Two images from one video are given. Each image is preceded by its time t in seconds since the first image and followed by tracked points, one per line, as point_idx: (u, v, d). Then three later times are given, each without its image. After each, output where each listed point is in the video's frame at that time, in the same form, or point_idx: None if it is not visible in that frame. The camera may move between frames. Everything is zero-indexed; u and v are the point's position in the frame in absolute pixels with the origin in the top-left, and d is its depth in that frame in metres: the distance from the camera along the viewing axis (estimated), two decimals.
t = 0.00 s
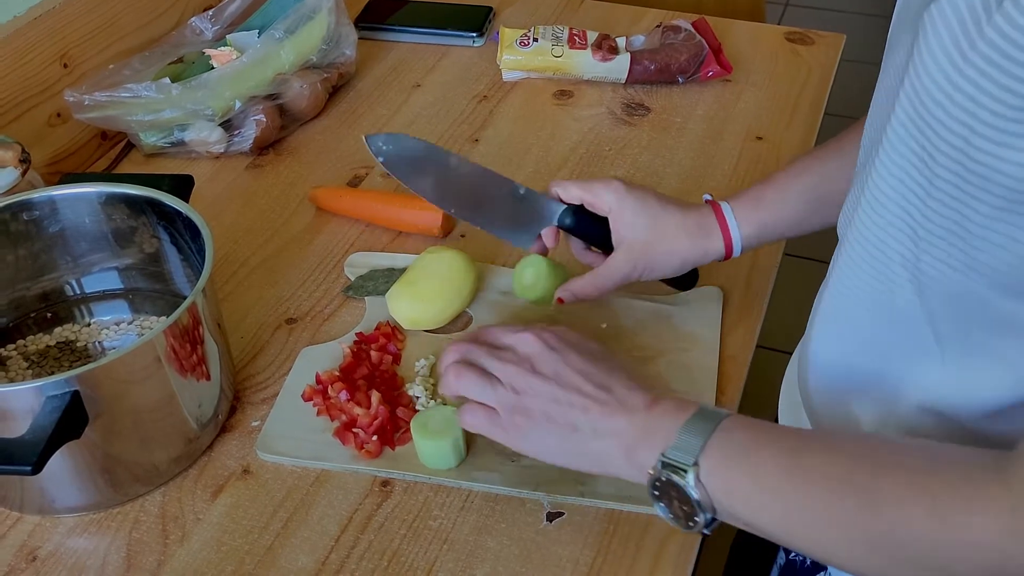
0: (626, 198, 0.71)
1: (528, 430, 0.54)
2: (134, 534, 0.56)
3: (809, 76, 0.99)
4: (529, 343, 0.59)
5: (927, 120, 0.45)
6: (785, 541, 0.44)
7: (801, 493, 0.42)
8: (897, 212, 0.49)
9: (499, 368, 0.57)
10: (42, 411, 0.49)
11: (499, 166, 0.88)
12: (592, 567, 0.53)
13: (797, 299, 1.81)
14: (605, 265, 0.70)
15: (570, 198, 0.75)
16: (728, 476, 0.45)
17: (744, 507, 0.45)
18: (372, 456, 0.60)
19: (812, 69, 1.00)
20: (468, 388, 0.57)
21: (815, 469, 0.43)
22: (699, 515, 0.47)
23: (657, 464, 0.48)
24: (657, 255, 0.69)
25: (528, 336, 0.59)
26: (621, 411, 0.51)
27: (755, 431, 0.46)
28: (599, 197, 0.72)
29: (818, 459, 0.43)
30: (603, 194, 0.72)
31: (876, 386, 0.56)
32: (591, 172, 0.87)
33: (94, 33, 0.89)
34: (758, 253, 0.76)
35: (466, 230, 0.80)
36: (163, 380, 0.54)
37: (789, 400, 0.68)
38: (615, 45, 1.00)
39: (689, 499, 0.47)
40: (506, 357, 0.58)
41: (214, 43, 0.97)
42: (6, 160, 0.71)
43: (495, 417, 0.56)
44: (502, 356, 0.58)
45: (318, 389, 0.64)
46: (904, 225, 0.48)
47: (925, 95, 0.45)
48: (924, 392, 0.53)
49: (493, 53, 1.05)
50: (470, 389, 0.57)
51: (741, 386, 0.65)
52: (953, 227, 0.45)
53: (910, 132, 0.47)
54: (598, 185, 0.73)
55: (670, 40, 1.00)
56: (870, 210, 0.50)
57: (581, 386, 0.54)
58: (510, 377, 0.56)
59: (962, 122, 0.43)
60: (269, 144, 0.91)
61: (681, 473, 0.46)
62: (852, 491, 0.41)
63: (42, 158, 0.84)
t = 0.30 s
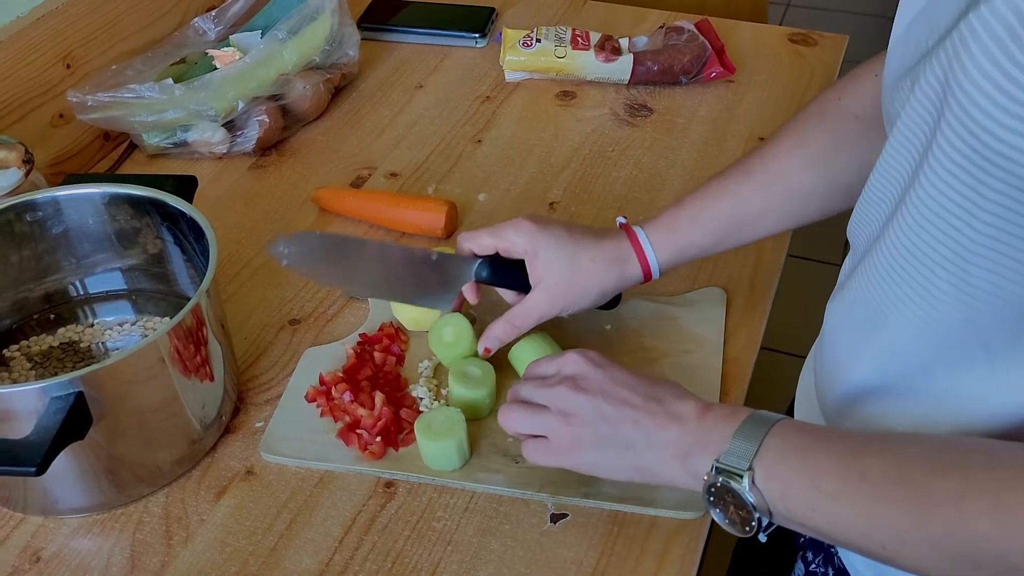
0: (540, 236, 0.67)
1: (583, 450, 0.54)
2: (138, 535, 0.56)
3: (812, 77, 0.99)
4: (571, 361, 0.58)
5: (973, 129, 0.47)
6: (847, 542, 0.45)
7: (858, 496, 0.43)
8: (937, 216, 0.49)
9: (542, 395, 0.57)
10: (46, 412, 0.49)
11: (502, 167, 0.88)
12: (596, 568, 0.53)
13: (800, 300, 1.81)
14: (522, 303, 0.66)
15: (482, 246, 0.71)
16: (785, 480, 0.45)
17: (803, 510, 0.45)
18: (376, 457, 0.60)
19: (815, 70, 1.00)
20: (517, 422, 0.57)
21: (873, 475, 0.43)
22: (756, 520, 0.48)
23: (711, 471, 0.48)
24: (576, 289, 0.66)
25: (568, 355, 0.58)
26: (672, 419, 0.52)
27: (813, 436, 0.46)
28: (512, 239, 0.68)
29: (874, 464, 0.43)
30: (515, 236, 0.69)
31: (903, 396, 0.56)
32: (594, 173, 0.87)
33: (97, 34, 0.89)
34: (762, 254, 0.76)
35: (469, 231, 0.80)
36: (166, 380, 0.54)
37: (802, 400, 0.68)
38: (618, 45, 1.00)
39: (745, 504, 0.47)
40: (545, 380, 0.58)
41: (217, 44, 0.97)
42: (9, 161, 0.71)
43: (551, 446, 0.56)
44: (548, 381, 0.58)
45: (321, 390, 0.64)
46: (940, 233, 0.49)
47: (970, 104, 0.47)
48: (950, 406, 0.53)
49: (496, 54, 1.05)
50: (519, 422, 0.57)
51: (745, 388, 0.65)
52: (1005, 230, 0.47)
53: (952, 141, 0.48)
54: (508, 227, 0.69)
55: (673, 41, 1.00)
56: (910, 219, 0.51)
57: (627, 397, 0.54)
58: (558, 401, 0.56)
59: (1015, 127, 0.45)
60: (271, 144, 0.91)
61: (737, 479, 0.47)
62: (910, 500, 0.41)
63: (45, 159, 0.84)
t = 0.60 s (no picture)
0: (616, 231, 0.67)
1: (596, 514, 0.52)
2: (136, 543, 0.56)
3: (811, 86, 1.00)
4: (566, 430, 0.52)
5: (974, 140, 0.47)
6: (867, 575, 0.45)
7: (872, 531, 0.43)
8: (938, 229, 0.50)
9: (542, 466, 0.53)
10: (45, 419, 0.49)
11: (502, 175, 0.88)
12: None
13: (799, 308, 1.81)
14: (605, 300, 0.66)
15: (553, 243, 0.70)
16: (798, 518, 0.46)
17: (821, 550, 0.45)
18: (375, 465, 0.60)
19: (814, 79, 1.01)
20: (519, 492, 0.54)
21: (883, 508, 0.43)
22: (780, 566, 0.48)
23: (727, 522, 0.48)
24: (659, 282, 0.66)
25: (564, 421, 0.53)
26: (675, 472, 0.49)
27: (814, 470, 0.46)
28: (587, 236, 0.68)
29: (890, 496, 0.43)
30: (589, 233, 0.68)
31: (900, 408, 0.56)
32: (594, 181, 0.87)
33: (98, 40, 0.89)
34: (761, 263, 0.76)
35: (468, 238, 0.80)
36: (165, 388, 0.54)
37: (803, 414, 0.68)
38: (618, 54, 1.00)
39: (765, 552, 0.47)
40: (541, 447, 0.54)
41: (217, 50, 0.97)
42: (9, 167, 0.71)
43: (562, 512, 0.53)
44: (540, 446, 0.54)
45: (321, 398, 0.64)
46: (942, 244, 0.50)
47: (971, 115, 0.47)
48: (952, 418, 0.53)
49: (496, 61, 1.06)
50: (526, 494, 0.54)
51: (744, 397, 0.65)
52: (1007, 241, 0.47)
53: (953, 153, 0.48)
54: (580, 224, 0.69)
55: (672, 49, 1.00)
56: (911, 230, 0.51)
57: (630, 458, 0.50)
58: (563, 475, 0.52)
59: (1016, 138, 0.45)
60: (271, 151, 0.91)
61: (753, 531, 0.47)
62: (922, 530, 0.41)
63: (46, 165, 0.84)
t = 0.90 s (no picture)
0: (608, 277, 0.69)
1: (563, 531, 0.53)
2: (138, 559, 0.56)
3: (809, 106, 1.01)
4: (540, 446, 0.53)
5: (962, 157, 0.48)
6: None
7: (830, 548, 0.44)
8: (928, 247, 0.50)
9: (510, 477, 0.54)
10: (50, 434, 0.49)
11: (503, 192, 0.88)
12: None
13: (796, 325, 1.82)
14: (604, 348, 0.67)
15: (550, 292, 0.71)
16: (761, 542, 0.47)
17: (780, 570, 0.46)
18: (377, 483, 0.60)
19: (811, 99, 1.02)
20: (483, 497, 0.55)
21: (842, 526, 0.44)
22: None
23: (692, 546, 0.49)
24: (653, 326, 0.67)
25: (539, 437, 0.53)
26: (641, 495, 0.51)
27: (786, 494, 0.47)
28: (580, 285, 0.69)
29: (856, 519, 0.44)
30: (579, 279, 0.69)
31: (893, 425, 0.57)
32: (594, 199, 0.87)
33: (104, 56, 0.90)
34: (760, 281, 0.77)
35: (470, 255, 0.81)
36: (168, 404, 0.54)
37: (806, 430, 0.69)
38: (618, 72, 1.01)
39: None
40: (511, 460, 0.54)
41: (221, 67, 0.98)
42: (14, 182, 0.71)
43: (522, 524, 0.54)
44: (509, 456, 0.54)
45: (323, 414, 0.64)
46: (932, 260, 0.50)
47: (961, 132, 0.48)
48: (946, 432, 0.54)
49: (496, 79, 1.06)
50: (487, 500, 0.55)
51: (744, 416, 0.65)
52: (995, 256, 0.47)
53: (945, 171, 0.49)
54: (572, 272, 0.70)
55: (671, 68, 1.01)
56: (904, 246, 0.52)
57: (602, 478, 0.52)
58: (530, 489, 0.53)
59: (1003, 158, 0.46)
60: (273, 167, 0.91)
61: (718, 555, 0.48)
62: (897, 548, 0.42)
63: (49, 179, 0.84)
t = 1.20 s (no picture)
0: (600, 259, 0.70)
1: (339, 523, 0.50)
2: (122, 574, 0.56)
3: (792, 123, 1.02)
4: (304, 435, 0.50)
5: (913, 158, 0.47)
6: None
7: (617, 518, 0.42)
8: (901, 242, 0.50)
9: (275, 475, 0.51)
10: (34, 449, 0.49)
11: (488, 207, 0.89)
12: None
13: (779, 339, 1.83)
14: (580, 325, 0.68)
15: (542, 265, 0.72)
16: (545, 519, 0.44)
17: (572, 544, 0.44)
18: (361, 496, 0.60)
19: (795, 117, 1.03)
20: (260, 503, 0.52)
21: (632, 492, 0.42)
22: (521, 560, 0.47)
23: (469, 518, 0.47)
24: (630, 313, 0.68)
25: (302, 425, 0.51)
26: (413, 472, 0.48)
27: (560, 465, 0.45)
28: (572, 261, 0.71)
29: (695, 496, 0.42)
30: (574, 257, 0.71)
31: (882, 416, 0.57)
32: (579, 214, 0.88)
33: (88, 69, 0.89)
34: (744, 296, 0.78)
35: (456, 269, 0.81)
36: (153, 419, 0.54)
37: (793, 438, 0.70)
38: (602, 89, 1.02)
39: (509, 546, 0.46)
40: (281, 454, 0.51)
41: (206, 81, 0.99)
42: None
43: (305, 519, 0.51)
44: (280, 451, 0.52)
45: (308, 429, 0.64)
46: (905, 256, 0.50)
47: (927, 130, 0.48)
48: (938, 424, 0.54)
49: (483, 95, 1.07)
50: (264, 505, 0.52)
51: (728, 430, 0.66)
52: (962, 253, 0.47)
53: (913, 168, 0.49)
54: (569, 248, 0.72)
55: (656, 85, 1.02)
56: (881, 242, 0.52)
57: (370, 460, 0.49)
58: (302, 482, 0.50)
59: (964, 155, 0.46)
60: (260, 181, 0.91)
61: (497, 524, 0.46)
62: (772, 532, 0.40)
63: (33, 194, 0.85)
